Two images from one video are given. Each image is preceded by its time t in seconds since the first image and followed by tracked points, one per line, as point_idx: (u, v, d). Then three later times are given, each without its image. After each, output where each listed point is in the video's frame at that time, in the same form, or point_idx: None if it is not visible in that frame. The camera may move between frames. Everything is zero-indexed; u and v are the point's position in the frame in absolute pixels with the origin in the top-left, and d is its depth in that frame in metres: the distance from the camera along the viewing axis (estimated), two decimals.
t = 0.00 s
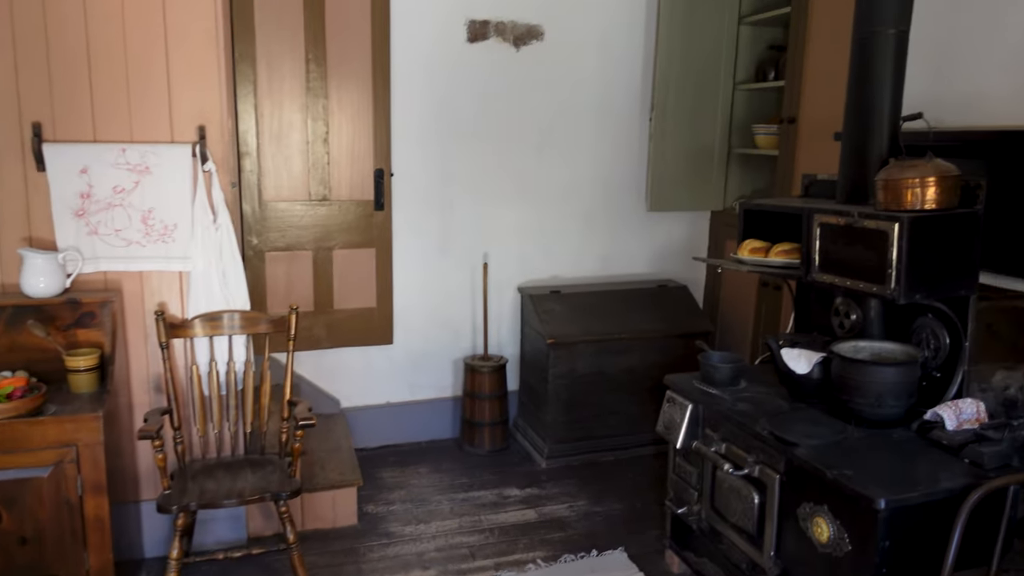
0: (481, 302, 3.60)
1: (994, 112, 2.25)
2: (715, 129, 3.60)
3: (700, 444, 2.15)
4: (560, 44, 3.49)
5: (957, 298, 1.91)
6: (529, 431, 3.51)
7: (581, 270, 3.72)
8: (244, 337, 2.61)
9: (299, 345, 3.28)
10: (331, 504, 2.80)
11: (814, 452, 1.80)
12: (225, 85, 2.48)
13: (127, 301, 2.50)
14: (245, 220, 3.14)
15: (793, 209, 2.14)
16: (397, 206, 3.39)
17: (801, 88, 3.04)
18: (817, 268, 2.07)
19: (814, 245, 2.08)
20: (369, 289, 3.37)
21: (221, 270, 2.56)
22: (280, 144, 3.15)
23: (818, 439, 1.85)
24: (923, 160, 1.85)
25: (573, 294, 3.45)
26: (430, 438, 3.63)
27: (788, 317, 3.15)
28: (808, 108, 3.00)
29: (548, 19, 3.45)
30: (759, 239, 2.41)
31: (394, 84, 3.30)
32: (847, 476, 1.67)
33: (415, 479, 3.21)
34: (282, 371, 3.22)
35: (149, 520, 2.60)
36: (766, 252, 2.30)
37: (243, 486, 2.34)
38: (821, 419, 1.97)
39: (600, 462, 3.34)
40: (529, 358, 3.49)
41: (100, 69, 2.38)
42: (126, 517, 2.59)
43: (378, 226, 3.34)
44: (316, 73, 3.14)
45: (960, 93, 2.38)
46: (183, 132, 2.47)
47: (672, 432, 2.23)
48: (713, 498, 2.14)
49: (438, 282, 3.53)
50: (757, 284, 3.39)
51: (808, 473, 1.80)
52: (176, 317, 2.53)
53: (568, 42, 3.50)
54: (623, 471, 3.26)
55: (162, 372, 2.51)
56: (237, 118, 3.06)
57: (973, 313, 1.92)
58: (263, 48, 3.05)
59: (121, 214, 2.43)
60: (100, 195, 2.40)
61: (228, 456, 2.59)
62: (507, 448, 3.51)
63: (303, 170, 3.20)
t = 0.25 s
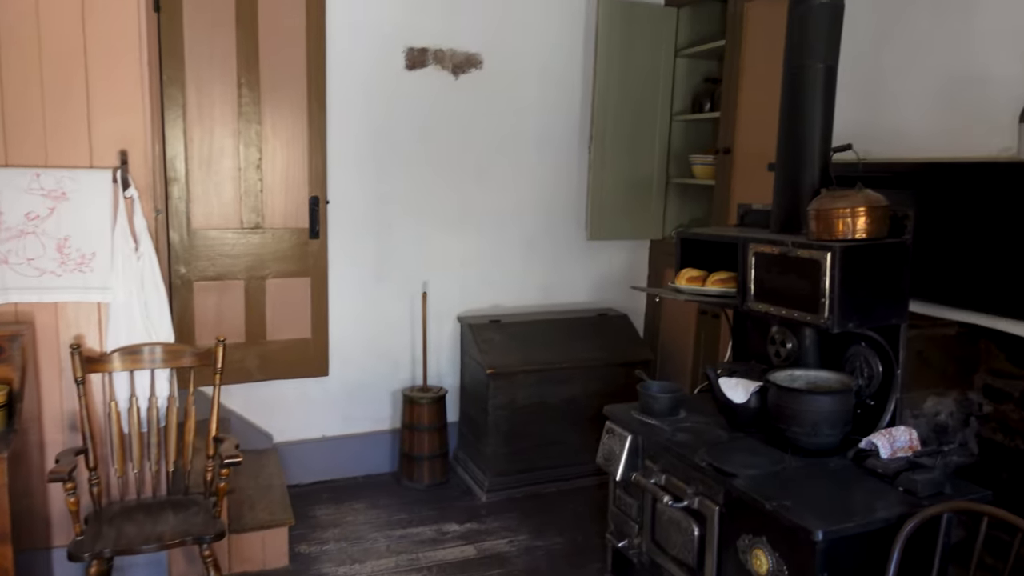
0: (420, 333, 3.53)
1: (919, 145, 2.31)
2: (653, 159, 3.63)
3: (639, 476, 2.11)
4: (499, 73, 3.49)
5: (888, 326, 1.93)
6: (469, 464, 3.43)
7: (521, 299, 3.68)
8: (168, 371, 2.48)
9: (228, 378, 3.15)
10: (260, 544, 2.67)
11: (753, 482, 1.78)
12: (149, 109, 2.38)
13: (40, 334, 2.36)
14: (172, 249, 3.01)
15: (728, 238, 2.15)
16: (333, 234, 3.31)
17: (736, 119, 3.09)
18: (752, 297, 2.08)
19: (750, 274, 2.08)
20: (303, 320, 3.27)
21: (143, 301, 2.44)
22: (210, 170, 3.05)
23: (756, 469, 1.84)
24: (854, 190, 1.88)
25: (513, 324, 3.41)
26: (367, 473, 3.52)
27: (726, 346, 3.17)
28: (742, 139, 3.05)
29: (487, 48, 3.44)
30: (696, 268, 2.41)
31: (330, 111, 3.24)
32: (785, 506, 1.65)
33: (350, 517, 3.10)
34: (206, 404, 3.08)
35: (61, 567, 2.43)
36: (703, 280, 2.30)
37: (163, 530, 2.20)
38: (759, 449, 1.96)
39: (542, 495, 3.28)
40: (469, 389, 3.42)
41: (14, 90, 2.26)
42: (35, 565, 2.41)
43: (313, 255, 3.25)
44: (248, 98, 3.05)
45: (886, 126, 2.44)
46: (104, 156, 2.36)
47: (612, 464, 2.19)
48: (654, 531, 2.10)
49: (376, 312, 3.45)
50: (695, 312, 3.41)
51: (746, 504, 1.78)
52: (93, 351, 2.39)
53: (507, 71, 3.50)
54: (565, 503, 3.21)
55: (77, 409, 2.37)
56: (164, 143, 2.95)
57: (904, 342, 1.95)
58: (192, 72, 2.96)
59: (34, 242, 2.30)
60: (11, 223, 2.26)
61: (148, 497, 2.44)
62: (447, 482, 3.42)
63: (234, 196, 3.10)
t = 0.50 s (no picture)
0: (360, 358, 3.45)
1: (852, 169, 2.36)
2: (595, 183, 3.65)
3: (581, 501, 2.07)
4: (441, 95, 3.46)
5: (825, 348, 1.95)
6: (411, 492, 3.35)
7: (464, 323, 3.64)
8: (89, 400, 2.35)
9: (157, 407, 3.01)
10: None
11: (695, 506, 1.77)
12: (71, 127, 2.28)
13: None
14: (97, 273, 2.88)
15: (669, 261, 2.16)
16: (270, 258, 3.22)
17: (676, 144, 3.12)
18: (692, 320, 2.08)
19: (689, 296, 2.08)
20: (238, 346, 3.15)
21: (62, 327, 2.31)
22: (140, 191, 2.93)
23: (698, 493, 1.82)
24: (789, 214, 1.90)
25: (456, 348, 3.35)
26: (305, 503, 3.40)
27: (669, 368, 3.18)
28: (682, 164, 3.09)
29: (428, 70, 3.42)
30: (637, 291, 2.41)
31: (266, 131, 3.17)
32: (727, 530, 1.64)
33: (286, 550, 2.98)
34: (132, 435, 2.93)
35: None
36: (644, 302, 2.30)
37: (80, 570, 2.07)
38: (701, 472, 1.94)
39: (485, 522, 3.22)
40: (411, 415, 3.35)
41: None
42: None
43: (249, 279, 3.15)
44: (181, 118, 2.96)
45: (820, 151, 2.49)
46: (20, 176, 2.24)
47: (554, 490, 2.15)
48: (597, 558, 2.04)
49: (314, 337, 3.36)
50: (638, 335, 3.42)
51: (689, 528, 1.76)
52: (6, 381, 2.25)
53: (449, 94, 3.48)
54: (509, 530, 3.15)
55: None
56: (90, 163, 2.83)
57: (841, 363, 1.97)
58: (121, 91, 2.85)
59: None
60: None
61: (65, 536, 2.30)
62: (388, 511, 3.33)
63: (165, 219, 2.98)
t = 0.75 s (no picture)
0: (305, 365, 3.37)
1: (795, 175, 2.39)
2: (544, 188, 3.64)
3: (529, 509, 2.04)
4: (387, 98, 3.41)
5: (769, 352, 1.96)
6: (358, 502, 3.28)
7: (412, 329, 3.59)
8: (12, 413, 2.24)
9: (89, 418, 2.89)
10: None
11: (642, 511, 1.76)
12: None
13: None
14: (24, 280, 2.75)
15: (615, 265, 2.15)
16: (210, 263, 3.12)
17: (623, 149, 3.14)
18: (639, 324, 2.08)
19: (636, 301, 2.08)
20: (175, 354, 3.05)
21: None
22: (71, 194, 2.81)
23: (645, 498, 1.81)
24: (733, 218, 1.91)
25: (403, 354, 3.30)
26: (248, 515, 3.30)
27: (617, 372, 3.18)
28: (629, 169, 3.10)
29: (374, 73, 3.37)
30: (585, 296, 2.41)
31: (206, 133, 3.07)
32: (674, 535, 1.63)
33: (227, 564, 2.88)
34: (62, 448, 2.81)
35: None
36: (592, 307, 2.30)
37: None
38: (648, 477, 1.93)
39: (433, 531, 3.17)
40: (357, 423, 3.28)
41: None
42: None
43: (188, 285, 3.05)
44: (115, 118, 2.85)
45: (763, 157, 2.52)
46: None
47: (502, 497, 2.12)
48: (544, 565, 2.01)
49: (257, 344, 3.26)
50: (587, 339, 3.42)
51: (636, 534, 1.75)
52: None
53: (396, 97, 3.43)
54: (458, 538, 3.10)
55: None
56: (16, 165, 2.70)
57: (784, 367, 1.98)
58: (50, 90, 2.73)
59: None
60: None
61: None
62: (334, 521, 3.25)
63: (98, 223, 2.87)
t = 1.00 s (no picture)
0: (256, 386, 3.29)
1: (744, 191, 2.42)
2: (498, 204, 3.64)
3: (483, 529, 2.01)
4: (339, 114, 3.38)
5: (721, 367, 1.98)
6: (311, 525, 3.21)
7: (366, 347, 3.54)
8: None
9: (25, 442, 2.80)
10: None
11: (597, 529, 1.75)
12: None
13: None
14: None
15: (568, 282, 2.15)
16: (156, 282, 3.04)
17: (575, 165, 3.15)
18: (592, 340, 2.08)
19: (589, 318, 2.08)
20: (119, 376, 2.95)
21: None
22: (7, 212, 2.72)
23: (600, 516, 1.81)
24: (683, 235, 1.93)
25: (356, 373, 3.25)
26: (196, 541, 3.20)
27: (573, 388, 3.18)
28: (582, 185, 3.12)
29: (324, 89, 3.33)
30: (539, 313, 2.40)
31: (151, 148, 2.99)
32: (628, 553, 1.63)
33: None
34: None
35: None
36: (545, 324, 2.29)
37: None
38: (602, 494, 1.93)
39: (388, 552, 3.11)
40: (310, 444, 3.21)
41: None
42: None
43: (132, 305, 2.97)
44: (55, 134, 2.77)
45: (712, 174, 2.55)
46: None
47: (457, 518, 2.09)
48: None
49: (206, 365, 3.18)
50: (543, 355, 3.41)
51: (591, 553, 1.74)
52: None
53: (348, 112, 3.40)
54: (413, 560, 3.05)
55: None
56: None
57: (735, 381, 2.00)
58: None
59: None
60: None
61: None
62: (286, 545, 3.17)
63: (37, 242, 2.78)
